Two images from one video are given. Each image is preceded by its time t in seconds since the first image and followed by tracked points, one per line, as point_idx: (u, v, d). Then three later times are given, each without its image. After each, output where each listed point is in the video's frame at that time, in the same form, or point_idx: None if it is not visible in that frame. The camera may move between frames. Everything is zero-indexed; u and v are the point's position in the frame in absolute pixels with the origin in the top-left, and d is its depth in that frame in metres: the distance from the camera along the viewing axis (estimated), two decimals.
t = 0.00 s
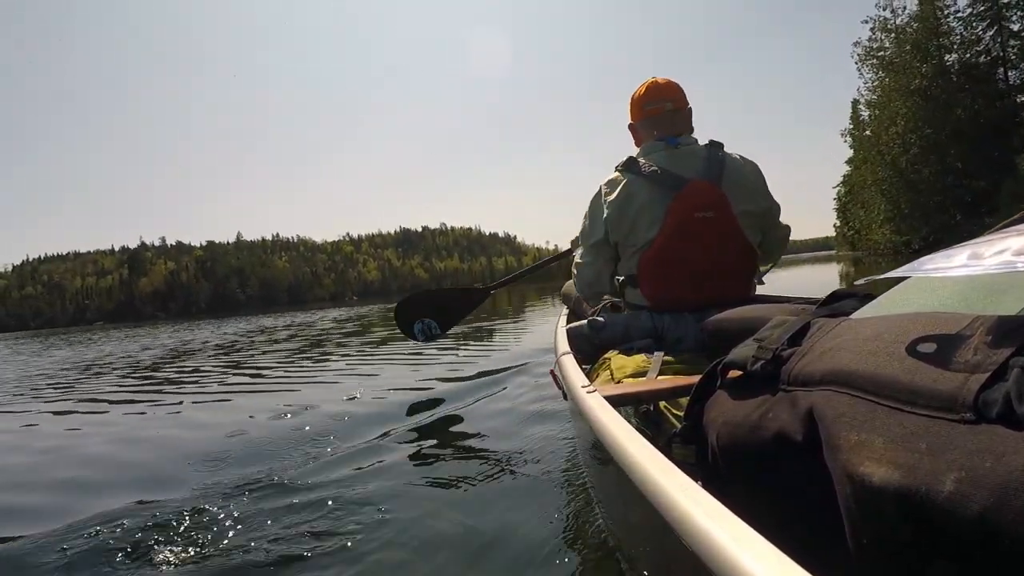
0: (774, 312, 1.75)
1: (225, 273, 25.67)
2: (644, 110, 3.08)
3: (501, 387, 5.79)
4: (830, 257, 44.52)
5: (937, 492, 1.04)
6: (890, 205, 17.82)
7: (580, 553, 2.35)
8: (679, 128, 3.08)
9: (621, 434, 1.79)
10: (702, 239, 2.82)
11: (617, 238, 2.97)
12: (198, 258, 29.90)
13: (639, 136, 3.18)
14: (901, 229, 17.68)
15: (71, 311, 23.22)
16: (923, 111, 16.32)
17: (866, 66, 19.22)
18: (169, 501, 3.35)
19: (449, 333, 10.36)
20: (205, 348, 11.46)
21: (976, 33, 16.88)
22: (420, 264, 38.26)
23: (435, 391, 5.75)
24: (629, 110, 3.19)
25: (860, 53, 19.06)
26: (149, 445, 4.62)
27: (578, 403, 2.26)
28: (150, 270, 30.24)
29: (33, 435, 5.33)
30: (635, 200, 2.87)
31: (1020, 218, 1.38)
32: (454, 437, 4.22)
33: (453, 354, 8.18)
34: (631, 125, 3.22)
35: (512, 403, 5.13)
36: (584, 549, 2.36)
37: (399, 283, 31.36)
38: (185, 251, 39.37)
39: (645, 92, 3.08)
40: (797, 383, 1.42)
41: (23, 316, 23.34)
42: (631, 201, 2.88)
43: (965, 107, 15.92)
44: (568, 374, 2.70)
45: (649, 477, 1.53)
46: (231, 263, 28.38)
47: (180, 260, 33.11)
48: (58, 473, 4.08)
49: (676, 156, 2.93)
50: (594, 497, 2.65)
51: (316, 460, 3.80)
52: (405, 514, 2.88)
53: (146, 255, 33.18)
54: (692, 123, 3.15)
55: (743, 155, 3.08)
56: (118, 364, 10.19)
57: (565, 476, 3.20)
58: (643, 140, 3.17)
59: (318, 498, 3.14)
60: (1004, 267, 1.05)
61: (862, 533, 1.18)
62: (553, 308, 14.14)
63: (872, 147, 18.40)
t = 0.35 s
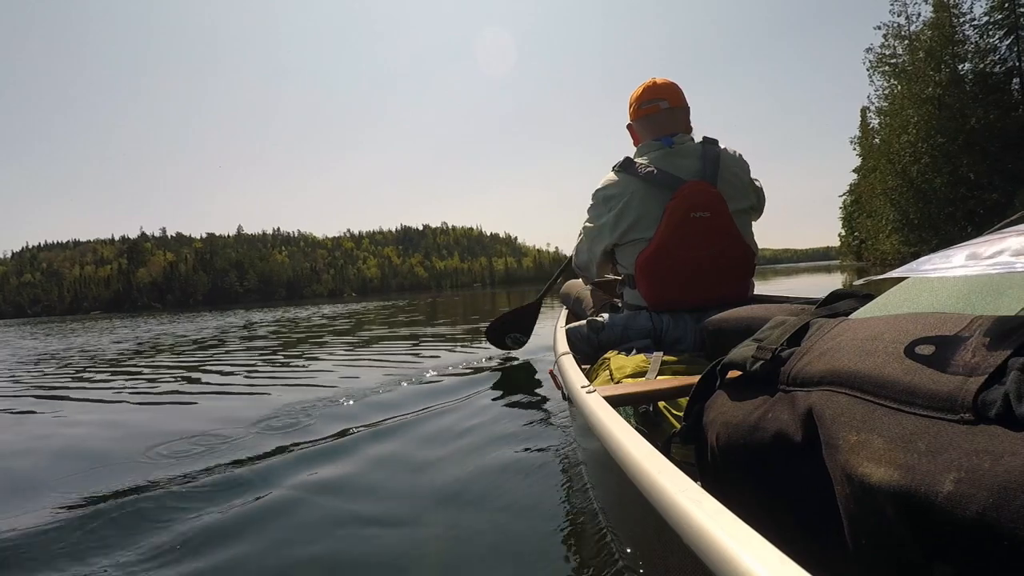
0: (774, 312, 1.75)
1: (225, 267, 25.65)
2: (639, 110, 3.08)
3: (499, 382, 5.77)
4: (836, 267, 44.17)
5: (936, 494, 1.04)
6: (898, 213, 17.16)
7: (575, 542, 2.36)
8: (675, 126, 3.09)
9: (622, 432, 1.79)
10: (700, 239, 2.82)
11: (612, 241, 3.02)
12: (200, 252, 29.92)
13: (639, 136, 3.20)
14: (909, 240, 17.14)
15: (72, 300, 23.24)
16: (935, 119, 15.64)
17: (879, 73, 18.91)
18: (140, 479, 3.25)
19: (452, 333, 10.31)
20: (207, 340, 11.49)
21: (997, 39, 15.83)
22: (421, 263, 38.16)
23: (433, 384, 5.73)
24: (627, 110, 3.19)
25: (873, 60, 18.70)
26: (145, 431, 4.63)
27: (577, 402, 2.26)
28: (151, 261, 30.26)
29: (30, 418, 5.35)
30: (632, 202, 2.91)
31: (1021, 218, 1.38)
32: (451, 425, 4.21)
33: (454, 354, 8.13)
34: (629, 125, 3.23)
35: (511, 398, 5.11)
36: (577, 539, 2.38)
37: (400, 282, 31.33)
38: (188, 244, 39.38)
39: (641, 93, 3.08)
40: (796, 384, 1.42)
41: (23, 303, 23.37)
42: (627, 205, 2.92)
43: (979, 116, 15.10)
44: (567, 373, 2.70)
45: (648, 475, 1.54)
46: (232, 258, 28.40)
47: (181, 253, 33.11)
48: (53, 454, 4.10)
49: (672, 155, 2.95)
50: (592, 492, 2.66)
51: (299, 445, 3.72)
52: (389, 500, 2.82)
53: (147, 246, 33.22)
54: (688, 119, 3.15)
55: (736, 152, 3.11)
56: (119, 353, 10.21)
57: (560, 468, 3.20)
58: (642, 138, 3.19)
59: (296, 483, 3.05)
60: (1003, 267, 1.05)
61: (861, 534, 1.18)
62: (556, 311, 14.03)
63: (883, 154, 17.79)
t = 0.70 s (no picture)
0: (774, 312, 1.75)
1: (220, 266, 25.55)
2: (646, 111, 3.10)
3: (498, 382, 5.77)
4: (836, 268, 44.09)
5: (936, 494, 1.04)
6: (903, 215, 16.93)
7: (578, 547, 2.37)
8: (682, 127, 3.09)
9: (621, 432, 1.79)
10: (703, 238, 2.83)
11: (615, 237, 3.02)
12: (195, 252, 29.83)
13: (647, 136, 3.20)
14: (913, 241, 17.01)
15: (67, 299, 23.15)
16: (939, 118, 15.48)
17: (883, 72, 18.82)
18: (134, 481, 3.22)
19: (450, 334, 10.28)
20: (203, 339, 11.45)
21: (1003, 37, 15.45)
22: (418, 263, 38.09)
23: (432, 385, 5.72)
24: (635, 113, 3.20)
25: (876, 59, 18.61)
26: (142, 430, 4.62)
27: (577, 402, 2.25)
28: (145, 260, 30.15)
29: (25, 417, 5.34)
30: (635, 200, 2.91)
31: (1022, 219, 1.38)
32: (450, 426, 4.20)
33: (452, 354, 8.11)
34: (637, 127, 3.25)
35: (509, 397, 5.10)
36: (578, 543, 2.38)
37: (397, 282, 31.26)
38: (185, 243, 39.28)
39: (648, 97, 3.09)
40: (796, 383, 1.42)
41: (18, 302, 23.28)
42: (630, 202, 2.92)
43: (986, 115, 14.84)
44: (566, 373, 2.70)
45: (648, 474, 1.54)
46: (228, 258, 28.33)
47: (176, 252, 33.00)
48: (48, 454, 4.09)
49: (676, 154, 2.95)
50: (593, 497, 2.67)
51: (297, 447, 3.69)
52: (385, 503, 2.78)
53: (142, 245, 33.11)
54: (696, 119, 3.15)
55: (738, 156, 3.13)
56: (116, 352, 10.18)
57: (559, 470, 3.21)
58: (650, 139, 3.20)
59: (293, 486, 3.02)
60: (1003, 267, 1.06)
61: (861, 534, 1.17)
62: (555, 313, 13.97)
63: (888, 154, 17.60)
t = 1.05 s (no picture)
0: (774, 312, 1.75)
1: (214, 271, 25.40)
2: (653, 110, 3.10)
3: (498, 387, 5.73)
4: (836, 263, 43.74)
5: (935, 494, 1.04)
6: (906, 208, 16.58)
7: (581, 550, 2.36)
8: (689, 128, 3.09)
9: (621, 432, 1.79)
10: (707, 237, 2.82)
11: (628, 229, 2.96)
12: (189, 257, 29.71)
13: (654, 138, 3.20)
14: (917, 236, 16.75)
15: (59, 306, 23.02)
16: (940, 110, 15.06)
17: (881, 63, 18.48)
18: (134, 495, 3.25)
19: (449, 336, 10.21)
20: (201, 346, 11.41)
21: (1006, 24, 14.69)
22: (413, 265, 37.94)
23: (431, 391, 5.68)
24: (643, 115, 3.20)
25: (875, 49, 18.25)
26: (139, 440, 4.61)
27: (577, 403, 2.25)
28: (138, 267, 30.02)
29: (22, 428, 5.32)
30: (645, 195, 2.89)
31: (1021, 219, 1.38)
32: (450, 433, 4.20)
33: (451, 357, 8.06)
34: (645, 128, 3.25)
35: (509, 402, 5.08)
36: (579, 544, 2.40)
37: (392, 284, 31.14)
38: (179, 248, 39.12)
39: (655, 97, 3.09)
40: (796, 383, 1.42)
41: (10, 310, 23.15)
42: (641, 196, 2.89)
43: (988, 103, 14.28)
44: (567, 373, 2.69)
45: (648, 475, 1.53)
46: (221, 262, 28.21)
47: (169, 257, 32.85)
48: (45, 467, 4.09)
49: (684, 155, 2.96)
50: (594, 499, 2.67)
51: (298, 461, 3.71)
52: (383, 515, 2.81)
53: (136, 251, 32.96)
54: (705, 120, 3.15)
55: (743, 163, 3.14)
56: (113, 359, 10.15)
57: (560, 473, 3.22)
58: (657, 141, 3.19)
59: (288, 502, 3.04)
60: (1004, 266, 1.06)
61: (860, 533, 1.17)
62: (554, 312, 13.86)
63: (889, 146, 17.25)
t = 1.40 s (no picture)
0: (774, 312, 1.75)
1: (208, 275, 25.24)
2: (648, 111, 3.09)
3: (497, 391, 5.72)
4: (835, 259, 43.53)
5: (937, 494, 1.03)
6: (907, 201, 16.45)
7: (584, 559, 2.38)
8: (686, 127, 3.09)
9: (622, 433, 1.78)
10: (710, 238, 2.83)
11: (635, 228, 2.92)
12: (183, 262, 29.57)
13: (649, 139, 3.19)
14: (919, 229, 16.60)
15: (52, 313, 22.87)
16: (942, 101, 14.76)
17: (880, 54, 18.17)
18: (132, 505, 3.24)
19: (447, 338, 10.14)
20: (198, 351, 11.36)
21: (1006, 12, 14.53)
22: (409, 267, 37.80)
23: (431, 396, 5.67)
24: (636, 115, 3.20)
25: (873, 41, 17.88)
26: (136, 447, 4.59)
27: (577, 402, 2.25)
28: (132, 272, 29.87)
29: (18, 437, 5.31)
30: (649, 195, 2.87)
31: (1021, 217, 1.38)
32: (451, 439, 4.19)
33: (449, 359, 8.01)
34: (639, 127, 3.24)
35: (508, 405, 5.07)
36: (582, 552, 2.41)
37: (388, 286, 31.01)
38: (173, 253, 38.96)
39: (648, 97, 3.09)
40: (797, 382, 1.42)
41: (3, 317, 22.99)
42: (645, 196, 2.87)
43: (990, 93, 14.25)
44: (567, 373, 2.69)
45: (649, 475, 1.53)
46: (215, 266, 28.07)
47: (163, 262, 32.68)
48: (41, 475, 4.07)
49: (685, 155, 2.96)
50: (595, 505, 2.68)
51: (297, 471, 3.71)
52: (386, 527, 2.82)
53: (130, 257, 32.79)
54: (698, 118, 3.14)
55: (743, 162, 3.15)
56: (109, 366, 10.11)
57: (562, 478, 3.23)
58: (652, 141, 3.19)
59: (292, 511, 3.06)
60: (1005, 267, 1.06)
61: (861, 533, 1.17)
62: (553, 313, 13.80)
63: (888, 138, 17.00)
